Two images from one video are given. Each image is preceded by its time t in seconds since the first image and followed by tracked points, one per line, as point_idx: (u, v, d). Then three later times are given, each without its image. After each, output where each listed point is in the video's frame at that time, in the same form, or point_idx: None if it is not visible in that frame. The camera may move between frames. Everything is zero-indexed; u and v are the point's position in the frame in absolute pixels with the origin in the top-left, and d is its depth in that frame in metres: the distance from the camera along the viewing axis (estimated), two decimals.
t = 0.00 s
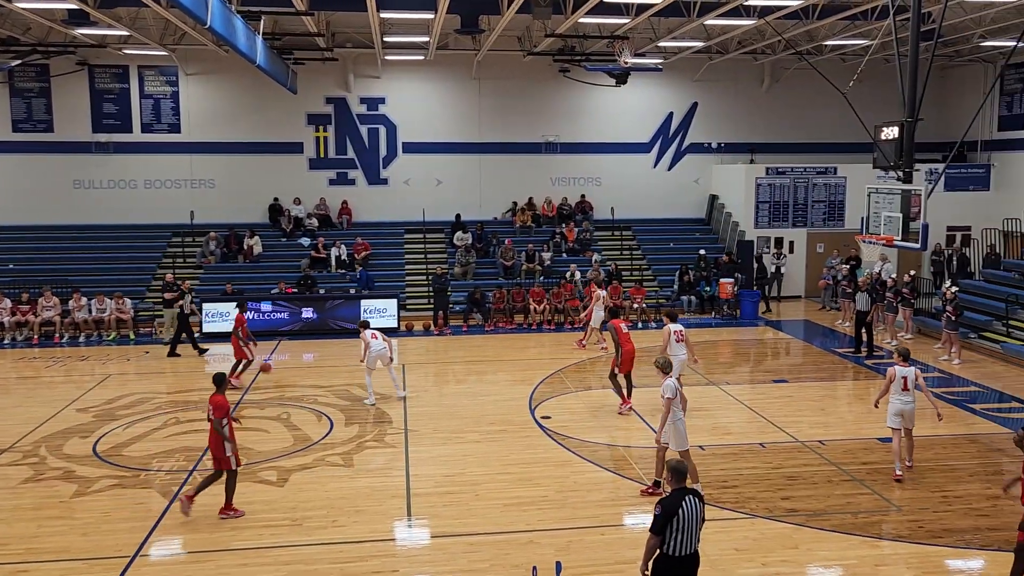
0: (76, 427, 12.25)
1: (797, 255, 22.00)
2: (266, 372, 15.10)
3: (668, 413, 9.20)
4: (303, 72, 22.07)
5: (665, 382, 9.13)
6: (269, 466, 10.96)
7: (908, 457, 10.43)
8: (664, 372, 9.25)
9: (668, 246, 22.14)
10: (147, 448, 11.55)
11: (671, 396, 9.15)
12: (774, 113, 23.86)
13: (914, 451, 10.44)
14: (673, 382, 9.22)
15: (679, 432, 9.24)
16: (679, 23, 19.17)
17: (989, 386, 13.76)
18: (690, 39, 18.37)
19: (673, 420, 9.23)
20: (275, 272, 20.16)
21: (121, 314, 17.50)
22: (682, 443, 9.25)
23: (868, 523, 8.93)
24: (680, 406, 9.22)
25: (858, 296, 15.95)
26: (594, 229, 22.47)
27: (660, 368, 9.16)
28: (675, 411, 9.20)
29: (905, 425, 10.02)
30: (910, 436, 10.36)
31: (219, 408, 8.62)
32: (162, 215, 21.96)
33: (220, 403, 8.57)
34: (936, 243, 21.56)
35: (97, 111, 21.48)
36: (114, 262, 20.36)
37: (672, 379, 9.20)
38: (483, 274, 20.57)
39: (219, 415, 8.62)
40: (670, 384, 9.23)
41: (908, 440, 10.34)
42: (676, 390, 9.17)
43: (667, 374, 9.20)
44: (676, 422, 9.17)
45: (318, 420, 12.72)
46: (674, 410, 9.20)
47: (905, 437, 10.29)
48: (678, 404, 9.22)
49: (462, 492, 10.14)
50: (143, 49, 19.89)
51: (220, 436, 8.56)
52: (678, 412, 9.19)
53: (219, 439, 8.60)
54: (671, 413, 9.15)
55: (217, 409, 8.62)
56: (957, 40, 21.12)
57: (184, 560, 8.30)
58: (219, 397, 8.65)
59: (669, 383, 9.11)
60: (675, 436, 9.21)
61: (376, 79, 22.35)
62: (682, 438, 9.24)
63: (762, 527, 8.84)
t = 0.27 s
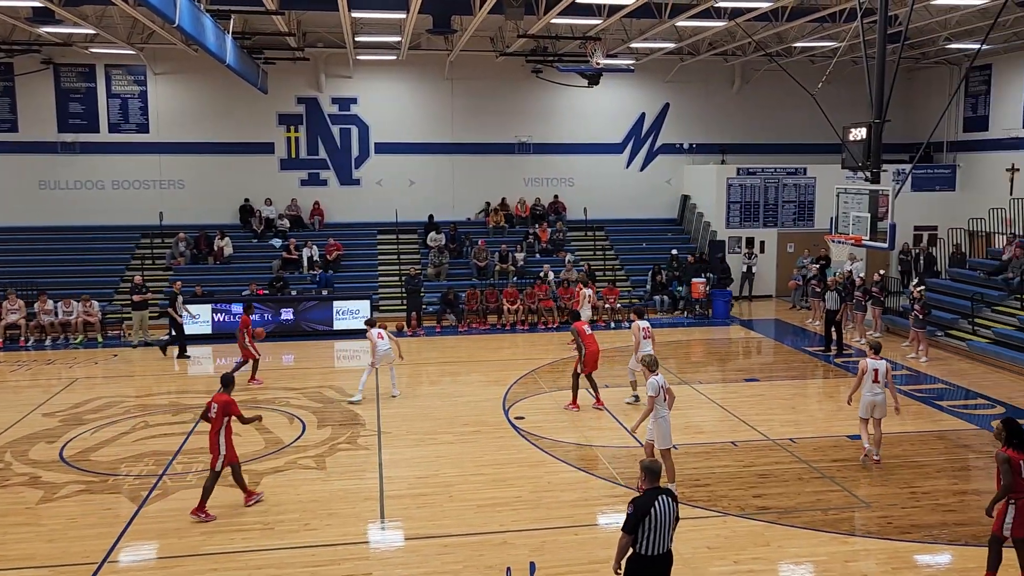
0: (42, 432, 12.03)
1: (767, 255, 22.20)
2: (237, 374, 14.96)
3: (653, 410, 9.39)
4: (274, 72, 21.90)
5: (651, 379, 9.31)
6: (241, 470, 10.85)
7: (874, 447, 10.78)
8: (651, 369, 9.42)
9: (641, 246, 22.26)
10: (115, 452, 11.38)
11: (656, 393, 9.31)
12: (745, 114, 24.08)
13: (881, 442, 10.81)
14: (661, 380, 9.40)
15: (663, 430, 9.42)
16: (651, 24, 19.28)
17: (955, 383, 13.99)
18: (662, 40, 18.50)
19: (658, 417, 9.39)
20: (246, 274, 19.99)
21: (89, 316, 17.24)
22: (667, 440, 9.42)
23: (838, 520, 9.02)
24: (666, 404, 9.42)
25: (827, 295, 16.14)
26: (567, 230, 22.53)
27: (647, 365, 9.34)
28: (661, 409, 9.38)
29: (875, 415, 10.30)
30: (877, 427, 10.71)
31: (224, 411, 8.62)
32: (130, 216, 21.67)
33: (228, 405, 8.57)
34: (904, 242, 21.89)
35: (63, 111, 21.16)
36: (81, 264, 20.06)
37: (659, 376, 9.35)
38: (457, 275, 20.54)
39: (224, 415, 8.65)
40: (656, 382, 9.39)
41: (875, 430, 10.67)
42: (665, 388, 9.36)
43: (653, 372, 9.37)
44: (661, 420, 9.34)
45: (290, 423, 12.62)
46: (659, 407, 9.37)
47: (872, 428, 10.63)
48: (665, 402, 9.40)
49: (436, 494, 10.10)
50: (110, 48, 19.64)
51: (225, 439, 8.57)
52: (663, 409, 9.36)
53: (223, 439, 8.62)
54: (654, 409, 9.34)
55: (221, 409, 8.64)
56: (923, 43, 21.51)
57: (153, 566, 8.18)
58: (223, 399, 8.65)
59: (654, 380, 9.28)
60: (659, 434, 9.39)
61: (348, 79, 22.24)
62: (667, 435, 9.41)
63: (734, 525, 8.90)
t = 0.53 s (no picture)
0: (10, 437, 11.84)
1: (742, 254, 22.37)
2: (211, 377, 14.82)
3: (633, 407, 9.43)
4: (248, 71, 21.72)
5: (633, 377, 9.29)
6: (215, 473, 10.73)
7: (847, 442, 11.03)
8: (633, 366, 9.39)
9: (617, 246, 22.35)
10: (86, 457, 11.22)
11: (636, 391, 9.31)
12: (720, 114, 24.26)
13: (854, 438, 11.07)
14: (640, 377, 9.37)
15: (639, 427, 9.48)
16: (626, 24, 19.36)
17: (926, 380, 14.18)
18: (637, 41, 18.60)
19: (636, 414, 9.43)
20: (220, 275, 19.84)
21: (59, 319, 16.99)
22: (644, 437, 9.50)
23: (812, 517, 9.10)
24: (643, 400, 9.46)
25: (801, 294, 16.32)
26: (544, 230, 22.57)
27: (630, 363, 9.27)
28: (640, 405, 9.43)
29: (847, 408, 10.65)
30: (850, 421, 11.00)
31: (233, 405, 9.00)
32: (102, 217, 21.39)
33: (238, 400, 8.98)
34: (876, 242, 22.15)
35: (32, 111, 20.86)
36: (52, 266, 19.79)
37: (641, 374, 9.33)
38: (434, 275, 20.50)
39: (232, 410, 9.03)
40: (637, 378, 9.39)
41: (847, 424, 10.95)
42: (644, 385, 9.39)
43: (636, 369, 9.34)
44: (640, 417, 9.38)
45: (265, 425, 12.52)
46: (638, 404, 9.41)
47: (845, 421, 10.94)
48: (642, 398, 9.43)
49: (413, 495, 10.06)
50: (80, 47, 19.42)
51: (236, 432, 8.96)
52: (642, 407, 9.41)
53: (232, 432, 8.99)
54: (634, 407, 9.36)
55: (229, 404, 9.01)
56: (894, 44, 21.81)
57: (125, 572, 8.06)
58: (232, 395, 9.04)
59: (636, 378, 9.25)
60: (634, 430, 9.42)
61: (323, 79, 22.12)
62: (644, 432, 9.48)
63: (710, 523, 8.95)
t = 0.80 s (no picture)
0: None
1: (720, 253, 22.51)
2: (188, 378, 14.69)
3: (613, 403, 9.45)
4: (224, 70, 21.55)
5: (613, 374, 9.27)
6: (191, 476, 10.63)
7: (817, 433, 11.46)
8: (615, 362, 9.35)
9: (596, 245, 22.42)
10: (60, 460, 11.08)
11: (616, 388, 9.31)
12: (697, 114, 24.39)
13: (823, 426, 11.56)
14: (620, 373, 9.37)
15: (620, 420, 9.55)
16: (604, 24, 19.42)
17: (901, 377, 14.34)
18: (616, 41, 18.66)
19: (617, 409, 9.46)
20: (197, 275, 19.68)
21: (32, 321, 16.75)
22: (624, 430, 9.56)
23: (789, 514, 9.17)
24: (625, 394, 9.50)
25: (779, 293, 16.47)
26: (523, 230, 22.59)
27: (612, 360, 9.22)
28: (620, 400, 9.46)
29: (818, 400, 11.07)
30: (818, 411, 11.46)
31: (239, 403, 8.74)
32: (76, 218, 21.13)
33: (244, 398, 8.69)
34: (852, 240, 22.37)
35: (3, 110, 20.58)
36: (25, 267, 19.53)
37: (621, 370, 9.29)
38: (413, 275, 20.45)
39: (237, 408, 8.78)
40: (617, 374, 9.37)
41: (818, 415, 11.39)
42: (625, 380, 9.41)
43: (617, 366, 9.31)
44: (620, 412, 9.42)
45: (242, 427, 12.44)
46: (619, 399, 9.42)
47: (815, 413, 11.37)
48: (623, 392, 9.47)
49: (391, 496, 10.02)
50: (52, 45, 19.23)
51: (241, 431, 8.73)
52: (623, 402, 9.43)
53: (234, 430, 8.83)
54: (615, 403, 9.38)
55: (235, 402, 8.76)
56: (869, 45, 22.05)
57: None
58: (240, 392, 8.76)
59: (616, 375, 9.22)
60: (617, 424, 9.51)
61: (301, 78, 21.98)
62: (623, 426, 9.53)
63: (688, 521, 8.99)
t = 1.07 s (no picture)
0: None
1: (700, 252, 22.63)
2: (166, 380, 14.55)
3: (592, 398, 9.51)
4: (202, 69, 21.38)
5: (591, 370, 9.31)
6: (170, 478, 10.54)
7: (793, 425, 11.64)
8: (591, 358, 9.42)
9: (577, 244, 22.47)
10: (36, 463, 10.94)
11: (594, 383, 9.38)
12: (678, 114, 24.50)
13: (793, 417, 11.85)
14: (597, 368, 9.53)
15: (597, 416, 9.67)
16: (585, 24, 19.46)
17: (879, 374, 14.48)
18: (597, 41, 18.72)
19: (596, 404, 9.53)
20: (175, 276, 19.52)
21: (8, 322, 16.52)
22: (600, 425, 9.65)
23: (769, 511, 9.23)
24: (601, 390, 9.62)
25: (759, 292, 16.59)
26: (505, 229, 22.59)
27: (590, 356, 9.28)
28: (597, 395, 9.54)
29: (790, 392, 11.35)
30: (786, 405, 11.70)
31: (245, 393, 9.18)
32: (52, 217, 20.88)
33: (251, 387, 9.14)
34: (831, 239, 22.56)
35: None
36: None
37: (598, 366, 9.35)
38: (394, 275, 20.39)
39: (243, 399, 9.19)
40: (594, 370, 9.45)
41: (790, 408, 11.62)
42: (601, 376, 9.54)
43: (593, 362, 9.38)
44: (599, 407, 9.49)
45: (222, 428, 12.34)
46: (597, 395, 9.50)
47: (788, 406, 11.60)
48: (600, 388, 9.62)
49: (373, 496, 9.98)
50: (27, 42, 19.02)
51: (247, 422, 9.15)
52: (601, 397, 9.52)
53: (243, 423, 9.19)
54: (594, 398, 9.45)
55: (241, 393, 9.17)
56: (847, 45, 22.25)
57: None
58: (244, 383, 9.20)
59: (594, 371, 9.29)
60: (594, 419, 9.62)
61: (280, 77, 21.86)
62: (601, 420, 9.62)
63: (669, 519, 9.03)
